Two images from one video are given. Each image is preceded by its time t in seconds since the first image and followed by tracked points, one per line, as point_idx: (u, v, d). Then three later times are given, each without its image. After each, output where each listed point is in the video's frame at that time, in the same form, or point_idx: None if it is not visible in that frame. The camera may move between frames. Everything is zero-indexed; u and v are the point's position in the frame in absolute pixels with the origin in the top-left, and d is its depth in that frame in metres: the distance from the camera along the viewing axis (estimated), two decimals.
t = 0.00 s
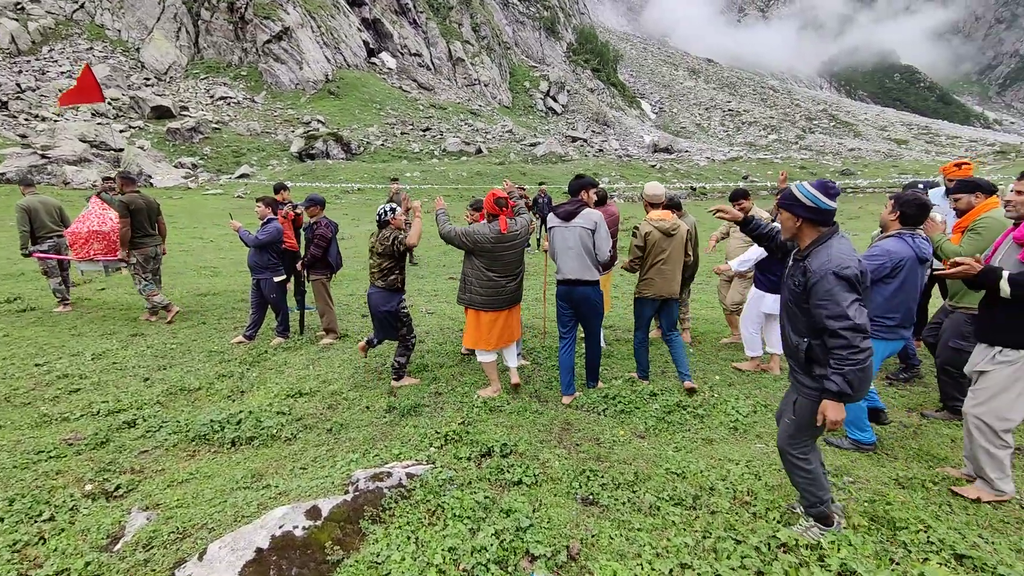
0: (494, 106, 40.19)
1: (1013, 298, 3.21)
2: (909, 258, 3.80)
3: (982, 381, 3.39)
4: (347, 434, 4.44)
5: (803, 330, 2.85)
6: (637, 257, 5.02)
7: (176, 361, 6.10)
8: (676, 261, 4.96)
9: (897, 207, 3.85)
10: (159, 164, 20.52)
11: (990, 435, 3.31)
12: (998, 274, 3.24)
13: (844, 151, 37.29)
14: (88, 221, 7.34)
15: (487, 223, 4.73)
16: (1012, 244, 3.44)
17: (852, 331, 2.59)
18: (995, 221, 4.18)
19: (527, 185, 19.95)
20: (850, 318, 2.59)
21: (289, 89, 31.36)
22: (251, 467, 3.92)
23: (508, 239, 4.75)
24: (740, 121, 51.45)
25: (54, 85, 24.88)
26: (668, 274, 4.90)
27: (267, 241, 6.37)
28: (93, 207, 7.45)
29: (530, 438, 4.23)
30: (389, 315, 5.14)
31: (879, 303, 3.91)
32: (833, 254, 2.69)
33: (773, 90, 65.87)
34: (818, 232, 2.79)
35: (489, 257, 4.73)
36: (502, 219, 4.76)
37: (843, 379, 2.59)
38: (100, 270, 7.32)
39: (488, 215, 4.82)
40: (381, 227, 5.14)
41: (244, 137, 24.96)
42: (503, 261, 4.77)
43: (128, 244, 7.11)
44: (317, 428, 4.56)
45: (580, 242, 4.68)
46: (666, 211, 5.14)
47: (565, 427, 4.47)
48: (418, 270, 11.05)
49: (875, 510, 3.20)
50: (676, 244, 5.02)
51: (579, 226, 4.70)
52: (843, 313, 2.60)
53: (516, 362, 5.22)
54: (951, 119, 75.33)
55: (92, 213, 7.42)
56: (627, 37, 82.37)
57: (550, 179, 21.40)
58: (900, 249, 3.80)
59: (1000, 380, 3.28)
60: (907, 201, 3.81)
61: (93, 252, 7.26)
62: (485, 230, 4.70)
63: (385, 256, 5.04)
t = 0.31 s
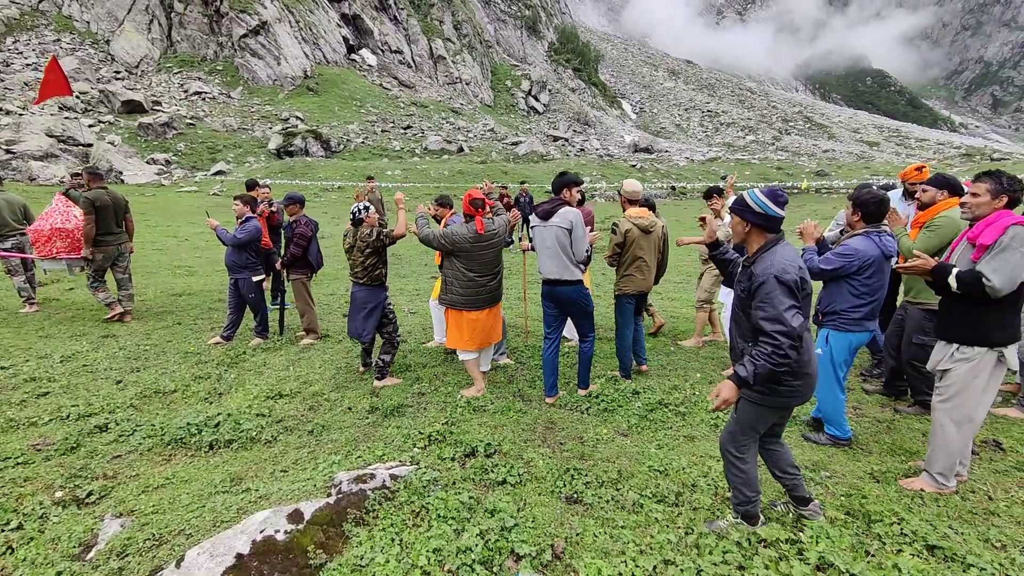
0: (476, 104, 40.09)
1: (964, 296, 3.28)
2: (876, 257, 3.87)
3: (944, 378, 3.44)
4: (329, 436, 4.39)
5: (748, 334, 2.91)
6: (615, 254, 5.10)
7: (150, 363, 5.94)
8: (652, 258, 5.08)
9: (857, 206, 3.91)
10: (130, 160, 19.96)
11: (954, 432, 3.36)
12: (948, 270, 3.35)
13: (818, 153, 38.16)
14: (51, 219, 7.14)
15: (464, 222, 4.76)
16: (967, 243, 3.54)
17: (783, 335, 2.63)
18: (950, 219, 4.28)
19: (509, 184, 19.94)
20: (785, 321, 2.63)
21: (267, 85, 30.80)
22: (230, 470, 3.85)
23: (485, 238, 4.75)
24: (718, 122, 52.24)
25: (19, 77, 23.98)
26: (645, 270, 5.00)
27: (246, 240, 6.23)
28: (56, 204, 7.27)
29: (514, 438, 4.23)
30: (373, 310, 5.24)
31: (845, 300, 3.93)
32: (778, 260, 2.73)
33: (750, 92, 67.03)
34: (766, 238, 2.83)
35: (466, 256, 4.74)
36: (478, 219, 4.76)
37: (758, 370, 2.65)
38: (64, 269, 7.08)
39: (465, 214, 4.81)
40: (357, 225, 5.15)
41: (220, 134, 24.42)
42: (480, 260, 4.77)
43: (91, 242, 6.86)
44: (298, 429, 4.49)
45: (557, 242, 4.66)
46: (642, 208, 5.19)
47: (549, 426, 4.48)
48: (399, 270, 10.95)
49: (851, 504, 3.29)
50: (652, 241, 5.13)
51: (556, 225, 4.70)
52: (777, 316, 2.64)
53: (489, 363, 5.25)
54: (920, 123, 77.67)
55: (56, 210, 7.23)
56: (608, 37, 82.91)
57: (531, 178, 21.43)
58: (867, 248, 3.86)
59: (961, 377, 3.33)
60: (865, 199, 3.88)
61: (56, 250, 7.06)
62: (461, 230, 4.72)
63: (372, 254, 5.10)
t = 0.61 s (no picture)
0: (465, 105, 40.07)
1: (934, 297, 3.33)
2: (846, 254, 3.97)
3: (915, 378, 3.50)
4: (316, 437, 4.37)
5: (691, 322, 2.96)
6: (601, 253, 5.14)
7: (134, 365, 5.86)
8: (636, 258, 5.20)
9: (830, 203, 4.01)
10: (113, 159, 19.67)
11: (931, 430, 3.41)
12: (921, 273, 3.35)
13: (803, 155, 38.68)
14: (27, 218, 7.07)
15: (451, 222, 4.79)
16: (937, 245, 3.58)
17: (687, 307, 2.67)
18: (914, 219, 4.34)
19: (498, 185, 19.95)
20: (696, 294, 2.70)
21: (254, 84, 30.50)
22: (215, 473, 3.81)
23: (471, 236, 4.80)
24: (705, 124, 52.73)
25: None
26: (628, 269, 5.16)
27: (232, 241, 6.18)
28: (33, 203, 7.20)
29: (501, 438, 4.25)
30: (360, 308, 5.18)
31: (820, 296, 4.01)
32: (718, 252, 2.76)
33: (737, 94, 67.73)
34: (718, 232, 2.85)
35: (456, 258, 4.76)
36: (463, 219, 4.80)
37: (665, 296, 2.64)
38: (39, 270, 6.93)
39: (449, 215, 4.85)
40: (338, 219, 5.17)
41: (206, 133, 24.15)
42: (469, 260, 4.81)
43: (63, 243, 6.72)
44: (285, 431, 4.46)
45: (552, 246, 4.65)
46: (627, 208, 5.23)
47: (537, 426, 4.50)
48: (387, 271, 10.90)
49: (833, 500, 3.34)
50: (637, 242, 5.20)
51: (550, 229, 4.68)
52: (689, 287, 2.72)
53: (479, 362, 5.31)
54: (903, 126, 79.06)
55: (33, 209, 7.17)
56: (597, 39, 83.31)
57: (520, 179, 21.46)
58: (839, 246, 3.96)
59: (931, 377, 3.40)
60: (842, 198, 3.94)
61: (29, 250, 6.95)
62: (446, 231, 4.76)
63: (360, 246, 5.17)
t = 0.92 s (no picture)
0: (452, 107, 40.01)
1: (905, 301, 3.39)
2: (817, 258, 4.11)
3: (894, 383, 3.55)
4: (299, 444, 4.31)
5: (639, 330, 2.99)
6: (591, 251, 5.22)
7: (112, 372, 5.74)
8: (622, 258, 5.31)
9: (798, 213, 4.08)
10: (92, 161, 19.28)
11: (908, 434, 3.47)
12: (890, 278, 3.42)
13: (786, 158, 39.29)
14: None
15: (439, 233, 4.85)
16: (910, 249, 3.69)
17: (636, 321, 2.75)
18: (876, 226, 4.43)
19: (485, 187, 19.95)
20: (645, 307, 2.75)
21: (237, 85, 30.13)
22: (193, 482, 3.74)
23: (457, 244, 4.88)
24: (690, 127, 53.30)
25: None
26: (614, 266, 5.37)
27: (213, 245, 6.06)
28: None
29: (486, 442, 4.23)
30: (334, 308, 5.29)
31: (794, 300, 4.16)
32: (661, 259, 2.82)
33: (721, 98, 68.59)
34: (664, 240, 2.92)
35: (445, 269, 4.83)
36: (448, 227, 4.88)
37: (616, 316, 2.77)
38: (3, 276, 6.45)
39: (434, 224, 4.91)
40: (312, 225, 5.35)
41: (188, 135, 23.79)
42: (458, 269, 4.88)
43: (29, 246, 6.58)
44: (267, 438, 4.39)
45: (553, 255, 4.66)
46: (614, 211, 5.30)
47: (522, 430, 4.49)
48: (372, 274, 10.83)
49: (814, 500, 3.39)
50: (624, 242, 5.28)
51: (553, 238, 4.65)
52: (637, 301, 2.78)
53: (464, 366, 5.24)
54: (881, 129, 80.83)
55: None
56: (582, 42, 83.81)
57: (507, 181, 21.47)
58: (810, 251, 4.09)
59: (907, 381, 3.47)
60: (807, 208, 4.03)
61: None
62: (434, 241, 4.82)
63: (322, 250, 5.23)
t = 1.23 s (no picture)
0: (432, 108, 39.77)
1: (869, 303, 3.46)
2: (784, 254, 4.17)
3: (867, 382, 3.61)
4: (272, 452, 4.19)
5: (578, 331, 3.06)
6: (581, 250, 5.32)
7: (74, 381, 5.51)
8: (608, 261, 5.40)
9: (766, 208, 4.19)
10: (59, 162, 18.64)
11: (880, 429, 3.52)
12: (855, 278, 3.51)
13: (762, 159, 39.99)
14: None
15: (414, 235, 4.80)
16: (873, 250, 3.72)
17: (579, 330, 2.84)
18: (834, 224, 4.65)
19: (465, 188, 19.84)
20: (581, 317, 2.83)
21: (211, 84, 29.45)
22: (159, 495, 3.60)
23: (433, 243, 4.85)
24: (669, 129, 53.92)
25: None
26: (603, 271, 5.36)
27: (182, 248, 5.89)
28: None
29: (465, 447, 4.17)
30: (299, 314, 5.27)
31: (760, 295, 4.19)
32: (592, 261, 2.89)
33: (699, 100, 69.55)
34: (595, 241, 2.98)
35: (424, 269, 4.75)
36: (424, 227, 4.86)
37: (560, 336, 2.88)
38: None
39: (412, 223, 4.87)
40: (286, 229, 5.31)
41: (161, 134, 23.16)
42: (435, 268, 4.83)
43: None
44: (238, 447, 4.26)
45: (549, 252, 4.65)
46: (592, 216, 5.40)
47: (501, 433, 4.44)
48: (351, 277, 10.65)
49: (789, 499, 3.41)
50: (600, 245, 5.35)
51: (548, 237, 4.67)
52: (576, 311, 2.84)
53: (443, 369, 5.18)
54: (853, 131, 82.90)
55: None
56: (563, 44, 84.14)
57: (488, 182, 21.41)
58: (778, 246, 4.14)
59: (880, 378, 3.52)
60: (775, 204, 4.16)
61: None
62: (411, 240, 4.77)
63: (287, 258, 5.17)
